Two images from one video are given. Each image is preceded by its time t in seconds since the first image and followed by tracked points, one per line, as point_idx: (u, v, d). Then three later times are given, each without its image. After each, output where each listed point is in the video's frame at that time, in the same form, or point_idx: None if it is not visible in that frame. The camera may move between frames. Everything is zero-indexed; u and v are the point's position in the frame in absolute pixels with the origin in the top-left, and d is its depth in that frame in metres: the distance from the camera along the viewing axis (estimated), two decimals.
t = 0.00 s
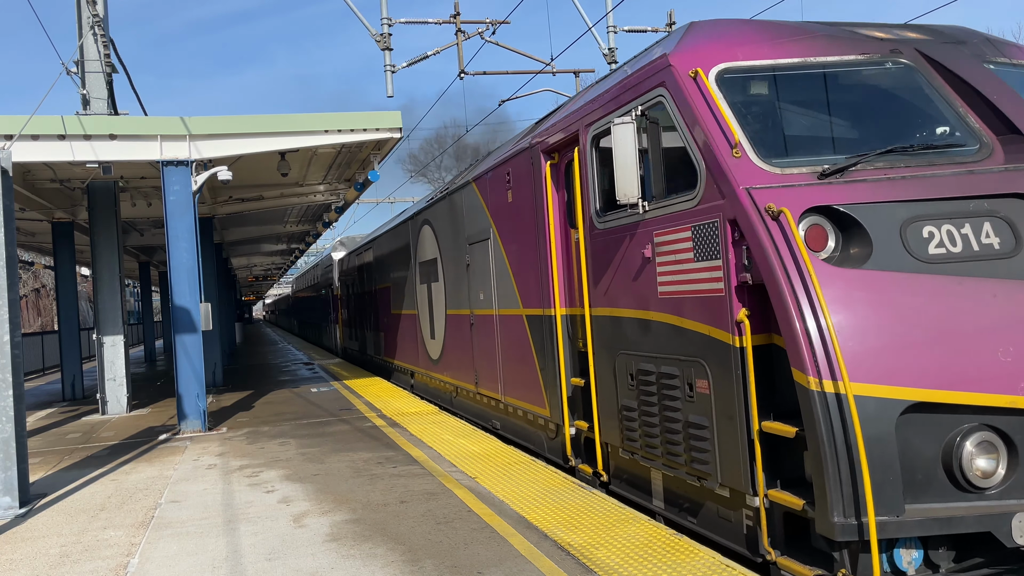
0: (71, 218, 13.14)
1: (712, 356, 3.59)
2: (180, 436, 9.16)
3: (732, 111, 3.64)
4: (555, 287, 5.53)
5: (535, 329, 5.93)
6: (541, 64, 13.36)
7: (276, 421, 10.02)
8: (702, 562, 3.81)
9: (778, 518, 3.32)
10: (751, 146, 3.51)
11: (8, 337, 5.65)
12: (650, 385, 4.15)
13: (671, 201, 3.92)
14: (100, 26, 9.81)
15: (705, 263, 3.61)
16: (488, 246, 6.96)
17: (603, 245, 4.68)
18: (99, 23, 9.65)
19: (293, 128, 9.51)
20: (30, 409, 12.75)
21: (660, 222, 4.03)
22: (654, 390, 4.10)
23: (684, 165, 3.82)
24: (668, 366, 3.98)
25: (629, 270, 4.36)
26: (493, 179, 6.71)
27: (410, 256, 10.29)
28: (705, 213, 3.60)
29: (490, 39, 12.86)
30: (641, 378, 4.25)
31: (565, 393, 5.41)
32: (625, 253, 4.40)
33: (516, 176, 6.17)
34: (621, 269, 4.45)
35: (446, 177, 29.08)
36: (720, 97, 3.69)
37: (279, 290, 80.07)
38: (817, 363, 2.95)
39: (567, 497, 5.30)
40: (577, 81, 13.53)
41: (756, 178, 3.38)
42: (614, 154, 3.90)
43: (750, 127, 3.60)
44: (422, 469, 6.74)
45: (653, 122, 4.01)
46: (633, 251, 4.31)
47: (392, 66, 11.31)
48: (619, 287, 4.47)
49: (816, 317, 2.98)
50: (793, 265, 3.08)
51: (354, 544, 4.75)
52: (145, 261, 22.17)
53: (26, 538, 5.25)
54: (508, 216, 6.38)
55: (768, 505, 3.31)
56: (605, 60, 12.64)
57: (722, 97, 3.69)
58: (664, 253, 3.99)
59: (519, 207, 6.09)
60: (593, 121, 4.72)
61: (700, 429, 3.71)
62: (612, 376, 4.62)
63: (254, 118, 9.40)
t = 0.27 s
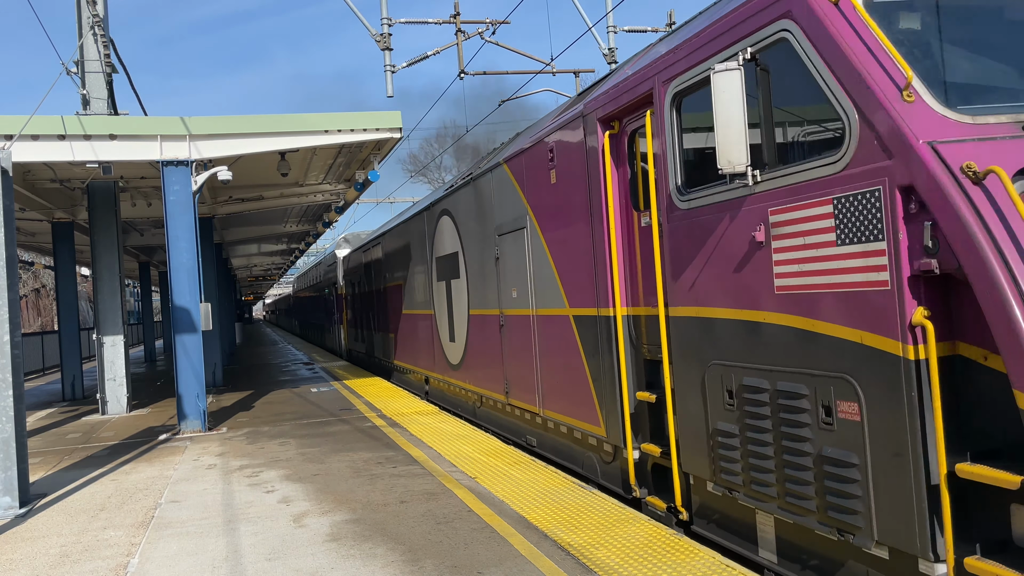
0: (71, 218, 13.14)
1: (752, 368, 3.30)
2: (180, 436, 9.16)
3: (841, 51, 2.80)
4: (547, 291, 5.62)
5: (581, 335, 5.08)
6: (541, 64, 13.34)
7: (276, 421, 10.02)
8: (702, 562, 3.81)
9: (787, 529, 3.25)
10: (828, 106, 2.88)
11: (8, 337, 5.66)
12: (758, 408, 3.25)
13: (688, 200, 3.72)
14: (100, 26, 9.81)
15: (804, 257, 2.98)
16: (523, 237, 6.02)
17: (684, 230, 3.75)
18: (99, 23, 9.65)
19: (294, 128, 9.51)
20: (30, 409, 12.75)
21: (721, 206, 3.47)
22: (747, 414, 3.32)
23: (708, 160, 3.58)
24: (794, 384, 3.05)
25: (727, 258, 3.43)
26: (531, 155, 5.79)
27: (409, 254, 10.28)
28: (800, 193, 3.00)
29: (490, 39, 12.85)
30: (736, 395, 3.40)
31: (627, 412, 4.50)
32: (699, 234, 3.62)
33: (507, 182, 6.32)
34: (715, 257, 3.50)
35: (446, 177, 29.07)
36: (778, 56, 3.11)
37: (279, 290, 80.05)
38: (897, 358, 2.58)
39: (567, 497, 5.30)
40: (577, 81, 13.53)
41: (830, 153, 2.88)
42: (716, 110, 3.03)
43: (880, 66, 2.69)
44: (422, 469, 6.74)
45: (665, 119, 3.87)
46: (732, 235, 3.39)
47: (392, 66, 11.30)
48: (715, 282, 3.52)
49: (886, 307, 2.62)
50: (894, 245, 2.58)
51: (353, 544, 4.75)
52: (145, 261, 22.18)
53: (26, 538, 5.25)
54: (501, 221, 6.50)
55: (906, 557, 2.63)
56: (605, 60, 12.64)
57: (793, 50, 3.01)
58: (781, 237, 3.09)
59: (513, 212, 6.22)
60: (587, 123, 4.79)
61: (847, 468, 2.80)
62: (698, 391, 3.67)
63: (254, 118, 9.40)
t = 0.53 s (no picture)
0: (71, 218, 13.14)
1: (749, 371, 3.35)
2: (180, 436, 9.16)
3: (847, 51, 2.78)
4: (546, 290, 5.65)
5: (630, 336, 4.41)
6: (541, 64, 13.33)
7: (276, 421, 10.02)
8: (702, 562, 3.81)
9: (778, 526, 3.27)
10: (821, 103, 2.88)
11: (8, 337, 5.66)
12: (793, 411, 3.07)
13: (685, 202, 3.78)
14: (100, 26, 9.80)
15: (804, 250, 2.95)
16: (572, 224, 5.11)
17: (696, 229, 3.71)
18: (99, 23, 9.65)
19: (293, 128, 9.51)
20: (30, 409, 12.75)
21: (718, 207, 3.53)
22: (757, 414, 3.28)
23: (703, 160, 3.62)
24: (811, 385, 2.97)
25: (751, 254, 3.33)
26: (586, 129, 4.88)
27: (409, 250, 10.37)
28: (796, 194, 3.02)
29: (490, 39, 12.83)
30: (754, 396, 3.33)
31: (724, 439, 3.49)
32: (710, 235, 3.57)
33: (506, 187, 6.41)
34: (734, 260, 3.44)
35: (446, 177, 29.05)
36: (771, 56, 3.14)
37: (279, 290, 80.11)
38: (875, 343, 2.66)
39: (567, 497, 5.30)
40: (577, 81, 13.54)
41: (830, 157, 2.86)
42: (900, 38, 2.24)
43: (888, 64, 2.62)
44: (422, 469, 6.73)
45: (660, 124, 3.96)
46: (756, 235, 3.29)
47: (392, 66, 11.30)
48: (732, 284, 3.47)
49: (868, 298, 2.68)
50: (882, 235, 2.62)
51: (353, 544, 4.75)
52: (145, 261, 22.18)
53: (26, 538, 5.25)
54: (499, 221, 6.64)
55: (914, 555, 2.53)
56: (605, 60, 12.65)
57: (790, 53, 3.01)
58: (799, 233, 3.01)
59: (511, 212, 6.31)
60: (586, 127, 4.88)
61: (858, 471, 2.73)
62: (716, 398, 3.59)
63: (254, 118, 9.40)
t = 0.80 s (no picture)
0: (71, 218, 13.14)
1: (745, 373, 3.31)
2: (180, 436, 9.15)
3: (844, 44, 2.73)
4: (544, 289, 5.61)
5: (737, 345, 3.36)
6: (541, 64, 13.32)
7: (276, 421, 10.01)
8: (702, 562, 3.81)
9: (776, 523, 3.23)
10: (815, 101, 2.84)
11: (8, 337, 5.65)
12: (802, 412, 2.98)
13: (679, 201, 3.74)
14: (100, 25, 9.80)
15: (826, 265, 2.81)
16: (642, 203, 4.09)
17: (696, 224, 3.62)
18: (99, 23, 9.65)
19: (293, 128, 9.50)
20: (30, 409, 12.73)
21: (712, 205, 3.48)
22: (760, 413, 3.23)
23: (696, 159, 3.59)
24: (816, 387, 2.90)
25: (751, 249, 3.23)
26: (669, 75, 3.80)
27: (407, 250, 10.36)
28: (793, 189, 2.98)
29: (490, 39, 12.82)
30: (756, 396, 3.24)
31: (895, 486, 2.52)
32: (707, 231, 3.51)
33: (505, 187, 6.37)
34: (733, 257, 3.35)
35: (446, 177, 29.06)
36: (766, 53, 3.11)
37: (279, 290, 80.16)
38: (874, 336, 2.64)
39: (567, 497, 5.30)
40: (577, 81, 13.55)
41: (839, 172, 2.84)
42: None
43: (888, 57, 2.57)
44: (422, 469, 6.73)
45: (654, 124, 3.94)
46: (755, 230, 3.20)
47: (392, 66, 11.30)
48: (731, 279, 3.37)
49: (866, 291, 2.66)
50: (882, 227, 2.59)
51: (353, 544, 4.74)
52: (145, 261, 22.18)
53: (26, 538, 5.25)
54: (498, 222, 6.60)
55: (933, 552, 2.45)
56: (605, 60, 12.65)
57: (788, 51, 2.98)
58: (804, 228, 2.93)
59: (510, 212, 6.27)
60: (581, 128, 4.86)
61: (867, 467, 2.65)
62: (717, 398, 3.51)
63: (254, 118, 9.40)
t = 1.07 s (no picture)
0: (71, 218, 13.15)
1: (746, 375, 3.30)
2: (180, 436, 9.15)
3: (852, 45, 2.71)
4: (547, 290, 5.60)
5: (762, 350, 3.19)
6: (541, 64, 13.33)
7: (276, 420, 10.01)
8: (702, 562, 3.81)
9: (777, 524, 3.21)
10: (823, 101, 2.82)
11: (8, 337, 5.65)
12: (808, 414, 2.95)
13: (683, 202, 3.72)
14: (100, 25, 9.80)
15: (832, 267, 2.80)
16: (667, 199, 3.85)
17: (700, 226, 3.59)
18: (100, 23, 9.65)
19: (293, 128, 9.51)
20: (30, 409, 12.74)
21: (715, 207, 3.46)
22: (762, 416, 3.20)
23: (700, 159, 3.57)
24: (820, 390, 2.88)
25: (756, 253, 3.20)
26: (692, 67, 3.61)
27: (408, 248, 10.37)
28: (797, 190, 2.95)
29: (490, 39, 12.83)
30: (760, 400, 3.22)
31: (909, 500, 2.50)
32: (711, 233, 3.50)
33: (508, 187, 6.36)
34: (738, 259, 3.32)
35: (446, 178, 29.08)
36: (773, 53, 3.10)
37: (279, 290, 80.12)
38: (879, 339, 2.61)
39: (567, 497, 5.30)
40: (577, 81, 13.54)
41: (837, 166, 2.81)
42: None
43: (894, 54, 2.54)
44: (422, 469, 6.73)
45: (658, 124, 3.93)
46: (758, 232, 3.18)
47: (392, 66, 11.30)
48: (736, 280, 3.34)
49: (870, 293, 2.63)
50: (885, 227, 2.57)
51: (353, 544, 4.75)
52: (144, 261, 22.19)
53: (26, 537, 5.25)
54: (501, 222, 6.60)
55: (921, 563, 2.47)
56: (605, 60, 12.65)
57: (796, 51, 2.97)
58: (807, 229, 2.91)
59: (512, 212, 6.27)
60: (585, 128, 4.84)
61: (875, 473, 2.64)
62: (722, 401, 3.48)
63: (254, 118, 9.41)
